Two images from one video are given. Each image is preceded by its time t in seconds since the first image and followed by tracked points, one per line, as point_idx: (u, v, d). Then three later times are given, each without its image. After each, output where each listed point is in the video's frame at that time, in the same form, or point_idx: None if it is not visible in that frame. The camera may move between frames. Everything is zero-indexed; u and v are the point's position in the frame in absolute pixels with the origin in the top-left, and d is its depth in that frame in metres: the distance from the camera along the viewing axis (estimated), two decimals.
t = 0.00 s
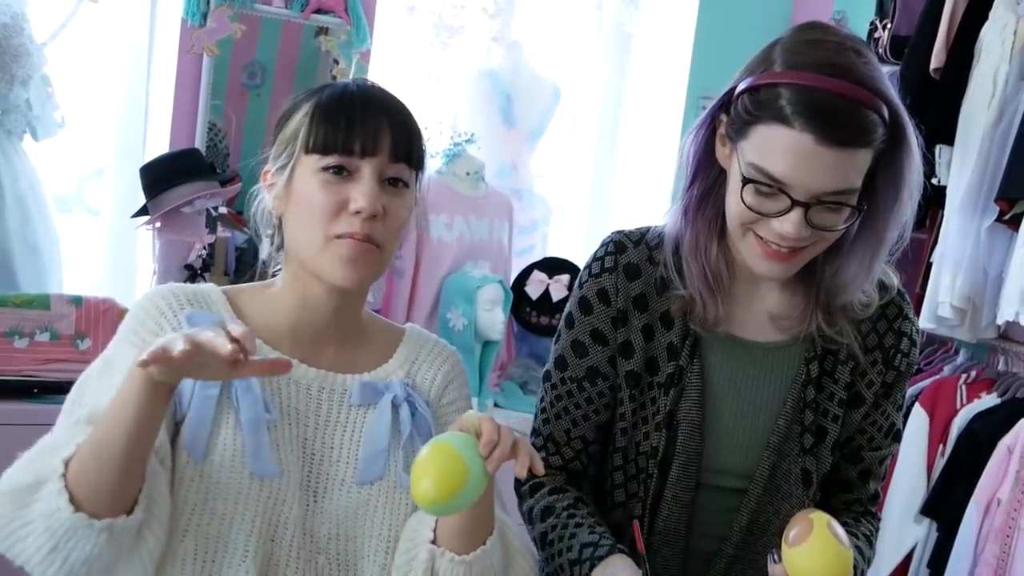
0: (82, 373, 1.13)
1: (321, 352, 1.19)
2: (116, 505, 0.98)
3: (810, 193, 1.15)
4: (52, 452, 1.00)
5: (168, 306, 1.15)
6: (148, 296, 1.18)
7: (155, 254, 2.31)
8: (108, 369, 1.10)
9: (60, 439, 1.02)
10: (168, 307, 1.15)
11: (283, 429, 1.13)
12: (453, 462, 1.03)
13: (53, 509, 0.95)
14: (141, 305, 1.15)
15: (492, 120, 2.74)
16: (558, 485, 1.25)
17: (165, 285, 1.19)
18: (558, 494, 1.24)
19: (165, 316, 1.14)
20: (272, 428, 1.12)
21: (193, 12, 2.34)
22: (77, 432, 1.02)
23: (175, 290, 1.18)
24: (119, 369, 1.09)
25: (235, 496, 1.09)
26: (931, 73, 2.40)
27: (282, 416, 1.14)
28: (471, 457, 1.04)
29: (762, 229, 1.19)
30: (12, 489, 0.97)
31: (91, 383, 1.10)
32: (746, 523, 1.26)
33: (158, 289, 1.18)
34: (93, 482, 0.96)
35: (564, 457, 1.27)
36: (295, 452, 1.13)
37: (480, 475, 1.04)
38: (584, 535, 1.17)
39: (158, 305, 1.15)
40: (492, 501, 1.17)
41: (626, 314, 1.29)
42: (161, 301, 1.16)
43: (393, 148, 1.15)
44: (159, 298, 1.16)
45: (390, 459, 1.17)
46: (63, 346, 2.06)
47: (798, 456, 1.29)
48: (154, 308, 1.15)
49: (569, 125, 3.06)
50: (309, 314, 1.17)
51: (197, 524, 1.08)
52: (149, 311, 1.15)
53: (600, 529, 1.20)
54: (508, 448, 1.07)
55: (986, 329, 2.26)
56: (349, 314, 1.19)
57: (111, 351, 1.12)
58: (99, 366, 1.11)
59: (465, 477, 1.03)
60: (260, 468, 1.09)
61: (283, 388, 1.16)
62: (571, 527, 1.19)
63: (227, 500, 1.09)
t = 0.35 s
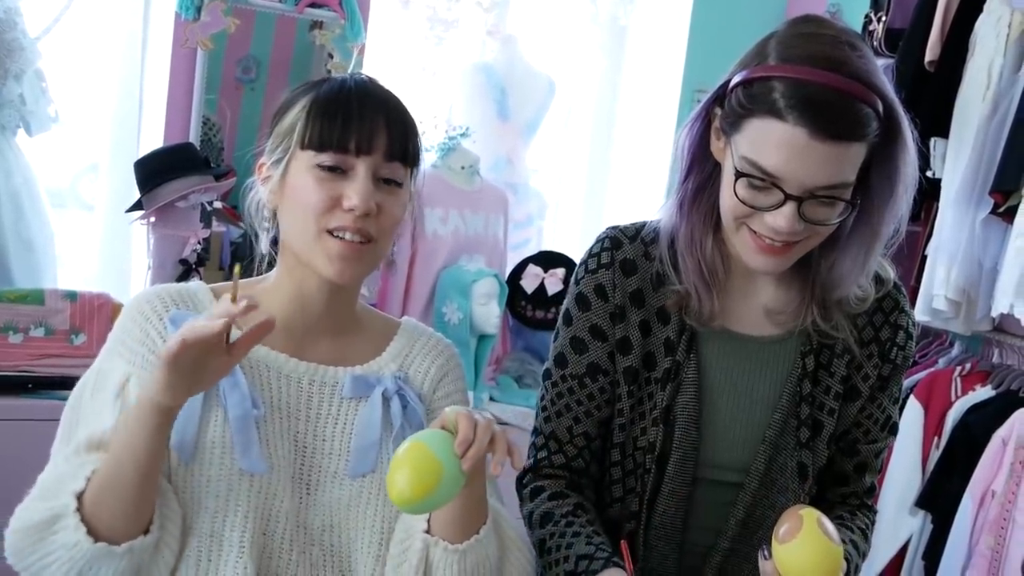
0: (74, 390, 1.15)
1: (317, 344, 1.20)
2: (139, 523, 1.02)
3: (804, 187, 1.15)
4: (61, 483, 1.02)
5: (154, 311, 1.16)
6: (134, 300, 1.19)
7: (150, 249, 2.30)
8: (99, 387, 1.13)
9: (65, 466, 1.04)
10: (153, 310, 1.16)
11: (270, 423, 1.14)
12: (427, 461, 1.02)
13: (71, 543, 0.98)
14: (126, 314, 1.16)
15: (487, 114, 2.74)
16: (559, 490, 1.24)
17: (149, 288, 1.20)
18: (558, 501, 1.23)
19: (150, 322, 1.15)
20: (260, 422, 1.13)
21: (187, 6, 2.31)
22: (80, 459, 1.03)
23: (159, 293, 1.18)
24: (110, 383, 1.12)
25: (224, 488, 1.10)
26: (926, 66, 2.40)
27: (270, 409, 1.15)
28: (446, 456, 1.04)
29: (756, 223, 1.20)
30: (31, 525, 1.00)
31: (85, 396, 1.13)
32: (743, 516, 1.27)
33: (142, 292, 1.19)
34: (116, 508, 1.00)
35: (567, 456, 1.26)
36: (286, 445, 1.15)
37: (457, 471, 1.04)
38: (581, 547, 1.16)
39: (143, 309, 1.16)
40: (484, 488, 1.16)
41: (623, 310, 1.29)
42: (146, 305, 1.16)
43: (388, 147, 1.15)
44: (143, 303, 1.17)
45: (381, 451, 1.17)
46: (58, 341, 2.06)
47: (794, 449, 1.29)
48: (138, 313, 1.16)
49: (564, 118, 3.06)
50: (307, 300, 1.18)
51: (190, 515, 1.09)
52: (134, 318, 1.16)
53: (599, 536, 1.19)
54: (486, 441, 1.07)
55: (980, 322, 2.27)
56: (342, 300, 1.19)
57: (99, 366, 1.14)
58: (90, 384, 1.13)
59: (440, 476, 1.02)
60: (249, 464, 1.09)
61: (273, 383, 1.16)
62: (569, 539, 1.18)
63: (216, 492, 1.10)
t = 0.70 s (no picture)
0: (71, 411, 1.13)
1: (314, 347, 1.21)
2: (191, 551, 1.05)
3: (802, 190, 1.15)
4: (104, 521, 1.02)
5: (153, 326, 1.17)
6: (126, 317, 1.18)
7: (149, 252, 2.31)
8: (105, 408, 1.11)
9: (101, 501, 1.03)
10: (154, 327, 1.17)
11: (279, 438, 1.15)
12: (438, 448, 1.03)
13: None
14: (124, 332, 1.17)
15: (485, 116, 2.74)
16: (557, 490, 1.24)
17: (140, 304, 1.21)
18: (557, 500, 1.22)
19: (150, 338, 1.16)
20: (269, 436, 1.14)
21: (185, 8, 2.33)
22: (119, 491, 1.03)
23: (151, 307, 1.19)
24: (119, 403, 1.11)
25: (236, 506, 1.11)
26: (925, 67, 2.41)
27: (277, 424, 1.15)
28: (458, 444, 1.04)
29: (754, 225, 1.20)
30: (80, 567, 1.01)
31: (88, 419, 1.11)
32: (742, 519, 1.27)
33: (134, 308, 1.19)
34: (170, 540, 1.02)
35: (567, 457, 1.26)
36: (292, 457, 1.15)
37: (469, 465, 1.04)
38: (581, 542, 1.16)
39: (139, 325, 1.17)
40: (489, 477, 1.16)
41: (623, 312, 1.29)
42: (142, 320, 1.17)
43: (367, 137, 1.16)
44: (137, 320, 1.17)
45: (382, 456, 1.18)
46: (57, 344, 2.06)
47: (795, 452, 1.29)
48: (138, 329, 1.16)
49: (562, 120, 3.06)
50: (301, 310, 1.18)
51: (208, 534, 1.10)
52: (134, 335, 1.16)
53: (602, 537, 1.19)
54: (496, 433, 1.07)
55: (980, 323, 2.27)
56: (338, 304, 1.20)
57: (102, 386, 1.13)
58: (94, 405, 1.12)
59: (452, 463, 1.03)
60: (259, 478, 1.10)
61: (274, 393, 1.16)
62: (566, 537, 1.18)
63: (232, 513, 1.10)
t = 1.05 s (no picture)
0: (72, 423, 1.11)
1: (306, 349, 1.21)
2: (206, 555, 1.05)
3: (795, 189, 1.15)
4: (117, 529, 1.02)
5: (151, 335, 1.16)
6: (123, 327, 1.17)
7: (147, 253, 2.31)
8: (109, 419, 1.10)
9: (110, 510, 1.03)
10: (153, 334, 1.16)
11: (283, 442, 1.15)
12: (441, 419, 1.05)
13: None
14: (123, 341, 1.16)
15: (483, 117, 2.73)
16: (554, 492, 1.24)
17: (132, 312, 1.20)
18: (553, 501, 1.23)
19: (150, 347, 1.15)
20: (274, 442, 1.14)
21: (183, 9, 2.33)
22: (129, 499, 1.03)
23: (147, 315, 1.18)
24: (124, 413, 1.10)
25: (245, 515, 1.10)
26: (922, 67, 2.41)
27: (280, 428, 1.15)
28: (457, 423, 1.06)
29: (747, 225, 1.20)
30: None
31: (92, 431, 1.10)
32: (740, 518, 1.27)
33: (128, 317, 1.19)
34: (188, 543, 1.03)
35: (561, 458, 1.26)
36: (294, 462, 1.15)
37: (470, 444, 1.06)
38: (579, 545, 1.16)
39: (137, 334, 1.16)
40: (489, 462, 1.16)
41: (618, 313, 1.29)
42: (139, 329, 1.17)
43: (329, 134, 1.16)
44: (135, 329, 1.16)
45: (383, 457, 1.19)
46: (54, 344, 2.06)
47: (792, 451, 1.29)
48: (136, 338, 1.16)
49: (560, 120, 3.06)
50: (293, 315, 1.19)
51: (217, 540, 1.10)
52: (132, 343, 1.15)
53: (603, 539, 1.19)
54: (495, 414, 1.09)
55: (977, 323, 2.27)
56: (330, 308, 1.21)
57: (103, 397, 1.12)
58: (97, 416, 1.10)
59: (454, 434, 1.04)
60: (268, 483, 1.10)
61: (274, 397, 1.16)
62: (568, 537, 1.17)
63: (243, 522, 1.10)
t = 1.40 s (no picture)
0: (62, 435, 1.11)
1: (298, 357, 1.21)
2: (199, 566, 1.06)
3: (789, 193, 1.15)
4: (107, 544, 1.03)
5: (140, 345, 1.16)
6: (110, 337, 1.17)
7: (144, 256, 2.29)
8: (99, 432, 1.10)
9: (101, 525, 1.04)
10: (140, 345, 1.16)
11: (274, 450, 1.16)
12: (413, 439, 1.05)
13: None
14: (110, 352, 1.15)
15: (482, 120, 2.73)
16: (559, 500, 1.24)
17: (118, 322, 1.19)
18: (560, 510, 1.22)
19: (138, 358, 1.15)
20: (265, 451, 1.15)
21: (181, 13, 2.33)
22: (119, 513, 1.04)
23: (134, 325, 1.18)
24: (114, 426, 1.10)
25: (241, 526, 1.11)
26: (920, 70, 2.41)
27: (271, 437, 1.16)
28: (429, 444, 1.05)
29: (742, 229, 1.20)
30: None
31: (83, 443, 1.10)
32: (737, 521, 1.27)
33: (115, 327, 1.18)
34: (179, 555, 1.03)
35: (564, 465, 1.26)
36: (285, 470, 1.16)
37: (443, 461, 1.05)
38: (588, 555, 1.16)
39: (124, 345, 1.16)
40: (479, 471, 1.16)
41: (615, 317, 1.29)
42: (127, 340, 1.16)
43: (328, 138, 1.16)
44: (122, 340, 1.16)
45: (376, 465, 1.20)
46: (52, 348, 2.05)
47: (789, 454, 1.29)
48: (123, 349, 1.16)
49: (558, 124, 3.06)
50: (283, 320, 1.19)
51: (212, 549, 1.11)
52: (120, 354, 1.15)
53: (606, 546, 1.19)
54: (474, 431, 1.07)
55: (975, 325, 2.28)
56: (323, 311, 1.21)
57: (92, 410, 1.12)
58: (87, 428, 1.10)
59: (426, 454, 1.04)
60: (261, 495, 1.11)
61: (264, 405, 1.17)
62: (573, 547, 1.18)
63: (237, 532, 1.11)
